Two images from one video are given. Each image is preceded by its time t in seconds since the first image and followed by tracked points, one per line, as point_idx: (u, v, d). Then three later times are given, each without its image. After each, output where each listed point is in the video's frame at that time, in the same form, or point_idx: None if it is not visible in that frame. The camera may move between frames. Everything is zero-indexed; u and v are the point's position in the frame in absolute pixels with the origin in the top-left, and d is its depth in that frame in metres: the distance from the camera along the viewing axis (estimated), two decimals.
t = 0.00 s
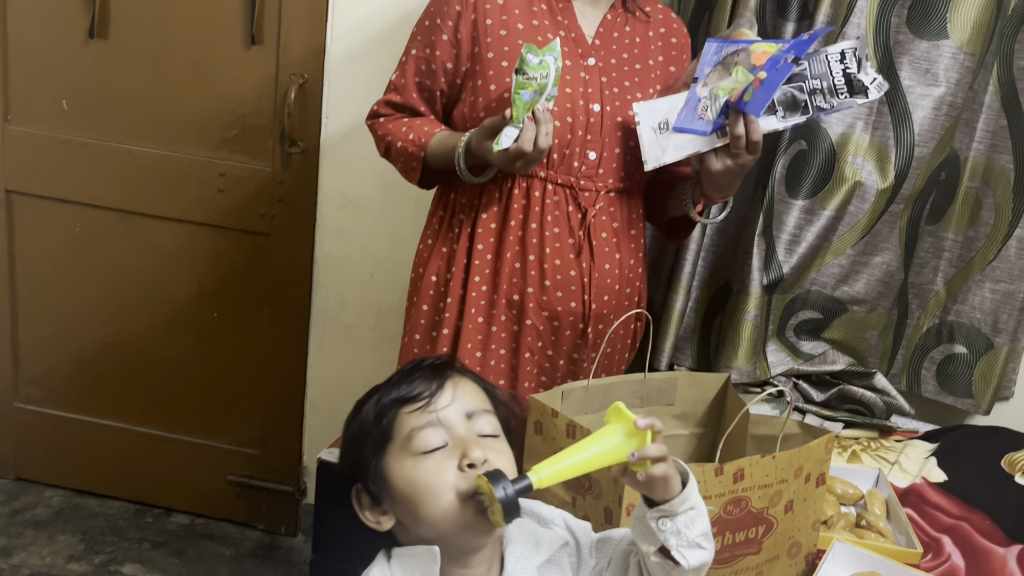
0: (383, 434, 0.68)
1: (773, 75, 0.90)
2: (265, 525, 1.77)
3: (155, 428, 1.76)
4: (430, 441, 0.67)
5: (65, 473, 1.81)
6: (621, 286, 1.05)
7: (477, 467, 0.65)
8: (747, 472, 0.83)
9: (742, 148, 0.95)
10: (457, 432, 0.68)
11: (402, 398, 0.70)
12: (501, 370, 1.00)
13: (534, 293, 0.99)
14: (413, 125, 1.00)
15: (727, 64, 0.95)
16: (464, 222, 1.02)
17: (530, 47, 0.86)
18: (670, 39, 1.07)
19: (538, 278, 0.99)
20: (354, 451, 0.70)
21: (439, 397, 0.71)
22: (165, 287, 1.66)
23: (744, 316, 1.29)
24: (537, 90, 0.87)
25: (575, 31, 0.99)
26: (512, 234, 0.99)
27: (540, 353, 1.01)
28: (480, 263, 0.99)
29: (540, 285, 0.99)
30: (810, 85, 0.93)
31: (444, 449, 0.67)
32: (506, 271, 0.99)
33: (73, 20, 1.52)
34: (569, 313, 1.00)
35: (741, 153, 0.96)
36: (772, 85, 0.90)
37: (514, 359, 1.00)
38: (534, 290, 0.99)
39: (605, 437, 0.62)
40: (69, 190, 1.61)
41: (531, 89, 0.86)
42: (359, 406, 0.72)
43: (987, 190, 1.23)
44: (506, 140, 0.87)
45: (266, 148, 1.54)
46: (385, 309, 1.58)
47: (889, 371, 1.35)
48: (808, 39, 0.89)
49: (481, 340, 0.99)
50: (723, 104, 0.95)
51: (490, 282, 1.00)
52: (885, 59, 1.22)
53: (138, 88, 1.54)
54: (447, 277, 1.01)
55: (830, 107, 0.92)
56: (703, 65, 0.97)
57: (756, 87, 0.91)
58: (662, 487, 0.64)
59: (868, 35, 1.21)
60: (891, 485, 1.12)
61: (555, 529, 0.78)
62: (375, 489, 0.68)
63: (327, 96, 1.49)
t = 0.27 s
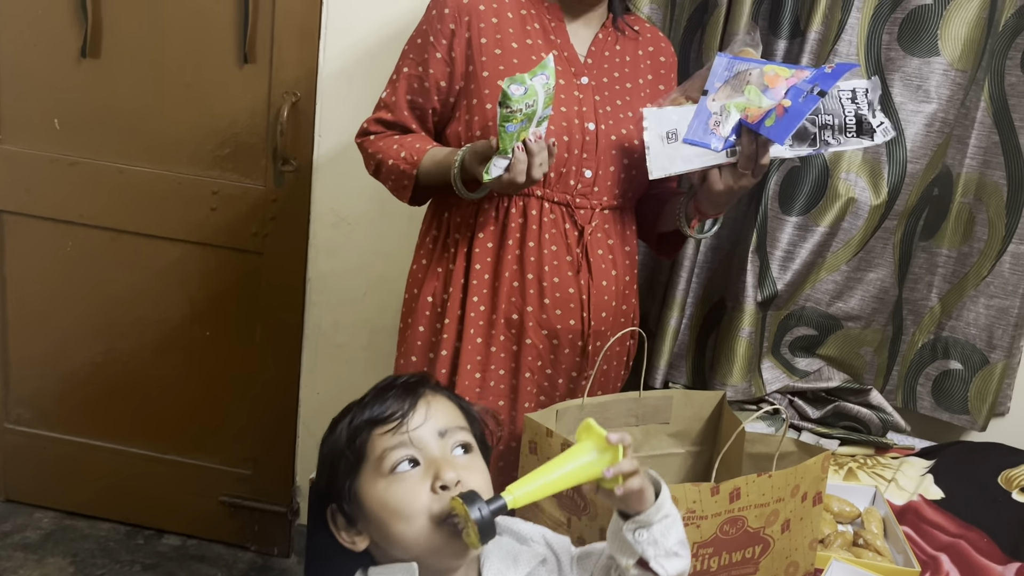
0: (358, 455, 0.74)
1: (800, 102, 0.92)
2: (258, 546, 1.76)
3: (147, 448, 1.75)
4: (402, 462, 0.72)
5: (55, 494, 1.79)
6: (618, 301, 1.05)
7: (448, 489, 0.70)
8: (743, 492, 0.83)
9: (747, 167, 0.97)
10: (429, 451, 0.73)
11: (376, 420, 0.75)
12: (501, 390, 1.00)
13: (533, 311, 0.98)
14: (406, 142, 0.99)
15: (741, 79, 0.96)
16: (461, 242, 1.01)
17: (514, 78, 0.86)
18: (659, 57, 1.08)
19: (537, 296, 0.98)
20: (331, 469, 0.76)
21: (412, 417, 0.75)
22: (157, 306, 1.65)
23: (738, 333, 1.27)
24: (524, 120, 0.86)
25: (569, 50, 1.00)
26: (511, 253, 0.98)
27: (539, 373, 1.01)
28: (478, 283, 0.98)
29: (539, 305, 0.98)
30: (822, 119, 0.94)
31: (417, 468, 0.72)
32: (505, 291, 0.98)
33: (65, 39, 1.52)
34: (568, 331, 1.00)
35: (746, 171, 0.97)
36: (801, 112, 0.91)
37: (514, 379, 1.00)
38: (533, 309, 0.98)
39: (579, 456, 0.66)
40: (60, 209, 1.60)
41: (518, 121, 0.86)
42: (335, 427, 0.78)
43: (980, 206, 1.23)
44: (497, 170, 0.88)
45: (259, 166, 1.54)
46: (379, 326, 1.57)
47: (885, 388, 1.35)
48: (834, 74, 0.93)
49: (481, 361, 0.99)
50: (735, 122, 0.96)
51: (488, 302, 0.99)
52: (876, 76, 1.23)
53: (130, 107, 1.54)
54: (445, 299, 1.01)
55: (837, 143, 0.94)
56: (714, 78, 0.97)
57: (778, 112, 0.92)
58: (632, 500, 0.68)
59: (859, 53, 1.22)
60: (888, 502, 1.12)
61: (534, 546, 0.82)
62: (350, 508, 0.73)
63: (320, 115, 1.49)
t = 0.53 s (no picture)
0: (343, 457, 0.74)
1: (788, 114, 0.94)
2: (253, 571, 1.74)
3: (141, 473, 1.74)
4: (387, 458, 0.72)
5: (48, 521, 1.78)
6: (614, 325, 1.05)
7: (436, 479, 0.70)
8: (739, 514, 0.83)
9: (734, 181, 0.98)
10: (413, 444, 0.73)
11: (358, 421, 0.75)
12: (498, 414, 1.00)
13: (531, 336, 0.98)
14: (399, 164, 0.99)
15: (723, 96, 0.98)
16: (456, 266, 1.01)
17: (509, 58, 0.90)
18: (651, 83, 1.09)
19: (534, 320, 0.99)
20: (318, 477, 0.76)
21: (394, 414, 0.75)
22: (151, 330, 1.65)
23: (732, 354, 1.28)
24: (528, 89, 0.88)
25: (564, 76, 1.00)
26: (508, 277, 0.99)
27: (537, 397, 1.01)
28: (476, 306, 0.99)
29: (536, 329, 0.98)
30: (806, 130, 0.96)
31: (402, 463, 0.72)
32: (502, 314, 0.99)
33: (60, 66, 1.53)
34: (565, 356, 1.00)
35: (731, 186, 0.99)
36: (788, 123, 0.93)
37: (512, 404, 1.00)
38: (530, 333, 0.98)
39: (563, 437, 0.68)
40: (54, 235, 1.60)
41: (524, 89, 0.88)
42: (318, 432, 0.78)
43: (970, 226, 1.24)
44: (516, 135, 0.88)
45: (254, 191, 1.55)
46: (374, 349, 1.58)
47: (879, 407, 1.35)
48: (816, 86, 0.96)
49: (478, 385, 0.99)
50: (721, 136, 0.98)
51: (486, 326, 0.99)
52: (866, 98, 1.25)
53: (126, 132, 1.55)
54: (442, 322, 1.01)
55: (818, 154, 0.95)
56: (694, 97, 0.99)
57: (766, 126, 0.94)
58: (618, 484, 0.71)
59: (847, 75, 1.24)
60: (884, 522, 1.12)
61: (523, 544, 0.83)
62: (342, 511, 0.73)
63: (315, 139, 1.49)
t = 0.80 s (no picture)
0: (343, 486, 0.76)
1: (801, 113, 0.94)
2: None
3: (136, 506, 1.73)
4: (389, 484, 0.74)
5: (41, 556, 1.76)
6: (609, 354, 1.05)
7: (440, 499, 0.73)
8: (735, 541, 0.83)
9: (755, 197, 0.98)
10: (410, 470, 0.76)
11: (357, 449, 0.77)
12: (494, 445, 1.01)
13: (525, 366, 0.99)
14: (394, 193, 1.01)
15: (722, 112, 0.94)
16: (452, 296, 1.02)
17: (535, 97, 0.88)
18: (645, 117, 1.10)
19: (529, 351, 0.99)
20: (312, 507, 0.77)
21: (391, 444, 0.78)
22: (147, 362, 1.65)
23: (727, 381, 1.29)
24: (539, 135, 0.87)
25: (559, 107, 1.02)
26: (503, 307, 1.00)
27: (533, 428, 1.01)
28: (471, 336, 0.99)
29: (530, 359, 0.99)
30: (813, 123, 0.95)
31: (403, 488, 0.74)
32: (497, 345, 0.99)
33: (58, 101, 1.54)
34: (560, 386, 1.00)
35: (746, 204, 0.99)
36: (807, 121, 0.93)
37: (508, 434, 1.01)
38: (524, 364, 0.99)
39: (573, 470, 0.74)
40: (51, 267, 1.61)
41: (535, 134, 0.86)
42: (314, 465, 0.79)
43: (959, 251, 1.26)
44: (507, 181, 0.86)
45: (250, 222, 1.56)
46: (370, 379, 1.58)
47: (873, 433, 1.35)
48: (803, 73, 0.96)
49: (474, 416, 0.99)
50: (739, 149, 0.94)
51: (481, 356, 1.00)
52: (854, 126, 1.26)
53: (122, 165, 1.56)
54: (437, 352, 1.01)
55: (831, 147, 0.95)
56: (693, 119, 0.94)
57: (795, 129, 0.93)
58: (618, 523, 0.77)
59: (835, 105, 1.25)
60: (882, 548, 1.12)
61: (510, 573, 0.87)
62: (343, 541, 0.74)
63: (311, 171, 1.51)
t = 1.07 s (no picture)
0: (348, 534, 0.77)
1: (714, 82, 0.99)
2: None
3: (133, 532, 1.72)
4: (395, 533, 0.77)
5: None
6: (604, 376, 1.06)
7: (447, 552, 0.75)
8: (730, 561, 0.84)
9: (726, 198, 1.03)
10: (416, 518, 0.79)
11: (363, 497, 0.79)
12: (490, 465, 1.01)
13: (520, 387, 1.00)
14: (406, 219, 1.01)
15: (672, 140, 0.96)
16: (450, 318, 1.03)
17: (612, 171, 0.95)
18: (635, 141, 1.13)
19: (524, 372, 1.00)
20: (317, 554, 0.78)
21: (397, 493, 0.80)
22: (144, 387, 1.65)
23: (721, 402, 1.29)
24: (579, 184, 0.93)
25: (555, 131, 1.04)
26: (500, 328, 1.01)
27: (527, 448, 1.02)
28: (468, 357, 1.00)
29: (525, 380, 1.00)
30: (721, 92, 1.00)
31: (409, 537, 0.77)
32: (493, 366, 1.00)
33: (55, 128, 1.56)
34: (555, 407, 1.01)
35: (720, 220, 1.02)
36: (724, 82, 0.99)
37: (503, 454, 1.01)
38: (519, 385, 1.00)
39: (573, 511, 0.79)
40: (48, 294, 1.62)
41: (575, 180, 0.92)
42: (316, 508, 0.81)
43: (949, 270, 1.27)
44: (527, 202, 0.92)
45: (246, 247, 1.57)
46: (367, 402, 1.58)
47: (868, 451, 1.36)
48: (679, 60, 0.98)
49: (470, 437, 1.00)
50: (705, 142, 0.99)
51: (478, 377, 1.01)
52: (842, 148, 1.28)
53: (120, 191, 1.58)
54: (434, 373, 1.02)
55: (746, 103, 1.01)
56: (673, 160, 0.95)
57: (726, 95, 0.99)
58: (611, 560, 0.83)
59: (824, 127, 1.27)
60: (878, 566, 1.12)
61: None
62: None
63: (306, 196, 1.52)
